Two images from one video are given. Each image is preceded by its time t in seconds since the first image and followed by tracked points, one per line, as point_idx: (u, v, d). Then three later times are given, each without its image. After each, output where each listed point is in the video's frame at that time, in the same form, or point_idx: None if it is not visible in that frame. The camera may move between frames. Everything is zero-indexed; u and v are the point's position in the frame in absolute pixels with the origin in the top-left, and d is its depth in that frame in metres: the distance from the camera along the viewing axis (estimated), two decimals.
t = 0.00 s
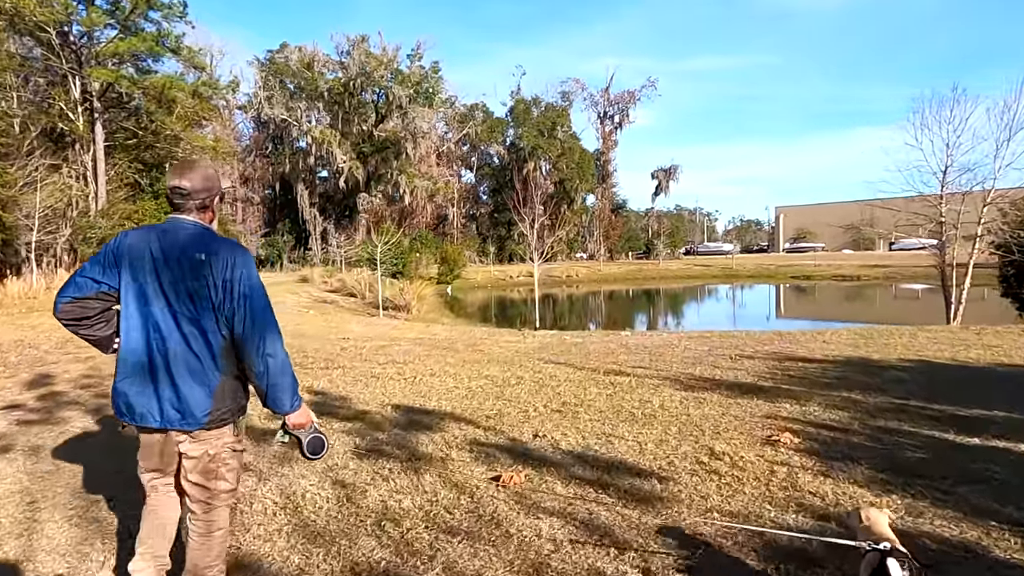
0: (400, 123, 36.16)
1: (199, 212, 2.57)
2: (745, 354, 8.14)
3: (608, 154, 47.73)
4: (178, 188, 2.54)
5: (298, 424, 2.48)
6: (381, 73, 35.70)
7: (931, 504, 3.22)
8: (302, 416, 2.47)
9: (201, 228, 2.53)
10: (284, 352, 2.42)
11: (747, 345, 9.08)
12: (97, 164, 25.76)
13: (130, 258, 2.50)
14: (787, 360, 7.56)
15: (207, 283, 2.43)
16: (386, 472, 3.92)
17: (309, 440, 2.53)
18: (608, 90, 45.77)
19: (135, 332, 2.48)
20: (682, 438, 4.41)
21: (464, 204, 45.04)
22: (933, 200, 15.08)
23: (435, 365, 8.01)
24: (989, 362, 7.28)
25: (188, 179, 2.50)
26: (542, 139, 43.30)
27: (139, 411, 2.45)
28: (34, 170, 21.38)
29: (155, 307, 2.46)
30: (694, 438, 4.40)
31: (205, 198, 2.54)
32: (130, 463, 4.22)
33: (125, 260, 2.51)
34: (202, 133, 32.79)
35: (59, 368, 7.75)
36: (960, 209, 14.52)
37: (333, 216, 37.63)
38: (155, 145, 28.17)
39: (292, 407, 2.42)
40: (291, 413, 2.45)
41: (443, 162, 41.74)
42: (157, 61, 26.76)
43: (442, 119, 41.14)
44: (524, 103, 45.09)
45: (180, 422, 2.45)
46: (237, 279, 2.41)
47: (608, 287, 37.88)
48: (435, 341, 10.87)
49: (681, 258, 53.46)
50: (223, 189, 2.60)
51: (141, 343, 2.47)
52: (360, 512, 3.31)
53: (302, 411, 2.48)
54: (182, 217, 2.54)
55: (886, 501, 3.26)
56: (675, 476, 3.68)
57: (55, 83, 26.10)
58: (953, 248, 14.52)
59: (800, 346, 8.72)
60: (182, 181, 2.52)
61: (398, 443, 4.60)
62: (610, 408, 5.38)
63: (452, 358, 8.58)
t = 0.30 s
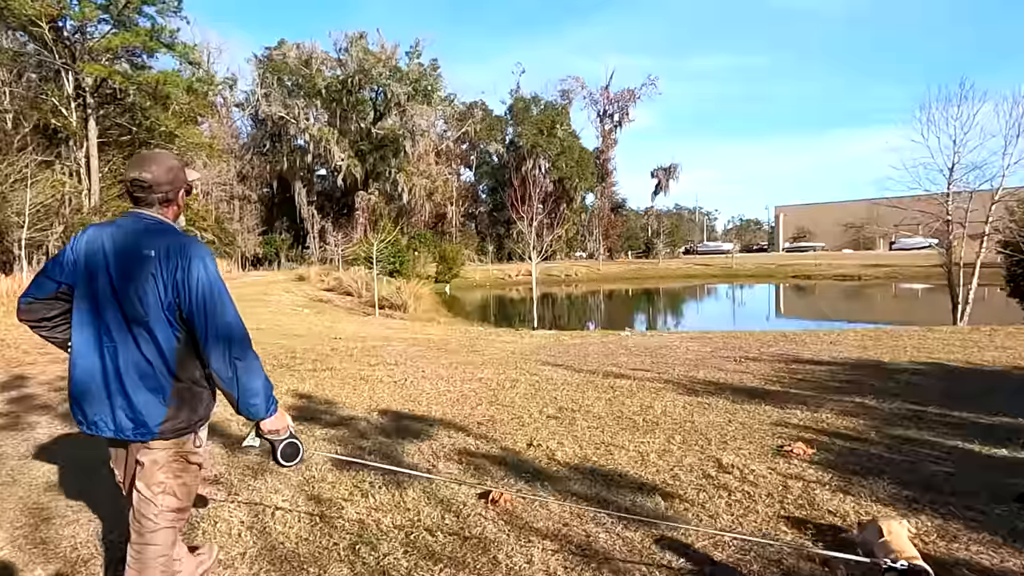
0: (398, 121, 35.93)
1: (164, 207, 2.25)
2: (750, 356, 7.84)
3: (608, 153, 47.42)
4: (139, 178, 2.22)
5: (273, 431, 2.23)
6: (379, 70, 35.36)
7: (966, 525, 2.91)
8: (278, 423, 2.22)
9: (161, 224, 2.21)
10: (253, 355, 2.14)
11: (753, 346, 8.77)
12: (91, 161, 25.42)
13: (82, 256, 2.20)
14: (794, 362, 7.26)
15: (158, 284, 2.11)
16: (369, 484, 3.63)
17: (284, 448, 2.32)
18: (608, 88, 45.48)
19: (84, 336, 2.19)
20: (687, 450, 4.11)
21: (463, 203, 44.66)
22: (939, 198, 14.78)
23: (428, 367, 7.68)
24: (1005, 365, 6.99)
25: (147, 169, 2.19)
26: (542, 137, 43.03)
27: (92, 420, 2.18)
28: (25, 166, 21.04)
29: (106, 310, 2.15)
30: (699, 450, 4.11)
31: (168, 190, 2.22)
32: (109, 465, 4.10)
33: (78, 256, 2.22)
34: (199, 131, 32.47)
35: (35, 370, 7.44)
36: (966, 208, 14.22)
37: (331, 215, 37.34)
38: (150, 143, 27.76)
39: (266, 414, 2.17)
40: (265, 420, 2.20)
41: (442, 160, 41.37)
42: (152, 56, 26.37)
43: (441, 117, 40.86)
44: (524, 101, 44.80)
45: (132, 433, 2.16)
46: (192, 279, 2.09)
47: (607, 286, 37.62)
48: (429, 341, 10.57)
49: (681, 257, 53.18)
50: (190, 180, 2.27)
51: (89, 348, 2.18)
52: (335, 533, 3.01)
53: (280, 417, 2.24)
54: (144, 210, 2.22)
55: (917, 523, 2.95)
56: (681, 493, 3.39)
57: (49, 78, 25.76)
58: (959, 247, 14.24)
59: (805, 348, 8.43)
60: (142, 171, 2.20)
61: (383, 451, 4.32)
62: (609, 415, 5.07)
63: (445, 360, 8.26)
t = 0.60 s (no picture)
0: (396, 119, 35.66)
1: (116, 212, 2.04)
2: (754, 362, 7.56)
3: (606, 153, 47.14)
4: (89, 181, 2.01)
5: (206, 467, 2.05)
6: (376, 68, 35.06)
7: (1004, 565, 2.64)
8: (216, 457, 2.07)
9: (108, 232, 2.00)
10: (190, 374, 1.96)
11: (755, 352, 8.49)
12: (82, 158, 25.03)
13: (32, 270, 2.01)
14: (800, 370, 6.97)
15: (105, 301, 1.92)
16: (348, 509, 3.33)
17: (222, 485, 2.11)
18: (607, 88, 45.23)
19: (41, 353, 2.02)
20: (692, 471, 3.83)
21: (461, 202, 44.29)
22: (944, 199, 14.51)
23: (419, 373, 7.38)
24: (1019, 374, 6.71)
25: (96, 171, 1.98)
26: (540, 136, 42.76)
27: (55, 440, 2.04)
28: (14, 163, 20.67)
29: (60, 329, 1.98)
30: (704, 470, 3.85)
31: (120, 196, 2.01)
32: (77, 477, 3.91)
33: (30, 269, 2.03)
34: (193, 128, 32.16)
35: (10, 376, 7.14)
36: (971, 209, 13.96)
37: (328, 213, 36.98)
38: (142, 140, 27.31)
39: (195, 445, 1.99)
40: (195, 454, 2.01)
41: (439, 159, 41.04)
42: (145, 52, 25.98)
43: (439, 116, 40.57)
44: (522, 100, 44.53)
45: (94, 451, 2.00)
46: (137, 293, 1.90)
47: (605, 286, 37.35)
48: (422, 344, 10.27)
49: (679, 257, 52.92)
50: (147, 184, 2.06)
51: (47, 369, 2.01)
52: (306, 570, 2.73)
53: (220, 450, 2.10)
54: (95, 218, 2.02)
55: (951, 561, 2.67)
56: (688, 522, 3.12)
57: (40, 74, 25.34)
58: (964, 249, 13.96)
59: (810, 354, 8.15)
60: (92, 174, 1.99)
61: (366, 469, 4.02)
62: (609, 429, 4.78)
63: (437, 365, 7.96)
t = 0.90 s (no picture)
0: (390, 118, 35.33)
1: (34, 192, 1.80)
2: (751, 365, 7.28)
3: (602, 152, 46.82)
4: None
5: (110, 480, 1.77)
6: (371, 65, 34.71)
7: None
8: (120, 469, 1.78)
9: (19, 214, 1.75)
10: (94, 384, 1.68)
11: (753, 355, 8.20)
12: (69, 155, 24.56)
13: None
14: (799, 373, 6.71)
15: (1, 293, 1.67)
16: (310, 532, 3.04)
17: (130, 504, 1.81)
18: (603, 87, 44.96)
19: None
20: (686, 485, 3.56)
21: (457, 201, 43.89)
22: (944, 199, 14.26)
23: (402, 376, 7.08)
24: None
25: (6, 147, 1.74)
26: (535, 136, 42.48)
27: None
28: None
29: None
30: (700, 483, 3.58)
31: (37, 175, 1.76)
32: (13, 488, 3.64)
33: None
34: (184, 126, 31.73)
35: None
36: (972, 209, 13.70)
37: (321, 212, 36.58)
38: (131, 137, 26.80)
39: (96, 457, 1.72)
40: (99, 466, 1.74)
41: (434, 158, 40.65)
42: (133, 48, 25.51)
43: (433, 115, 40.22)
44: (518, 99, 44.22)
45: None
46: (32, 279, 1.64)
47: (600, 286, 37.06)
48: (409, 345, 9.95)
49: (675, 257, 52.68)
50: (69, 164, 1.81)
51: None
52: None
53: (128, 461, 1.80)
54: (7, 200, 1.77)
55: None
56: (680, 545, 2.83)
57: (26, 69, 24.84)
58: (964, 249, 13.70)
59: (809, 357, 7.88)
60: (5, 151, 1.75)
61: (334, 483, 3.73)
62: (598, 437, 4.50)
63: (422, 367, 7.67)
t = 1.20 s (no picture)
0: (382, 116, 34.97)
1: None
2: (744, 372, 7.01)
3: (595, 152, 46.63)
4: None
5: (23, 527, 1.44)
6: (362, 63, 34.40)
7: None
8: (39, 514, 1.46)
9: None
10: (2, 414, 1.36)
11: (748, 360, 7.92)
12: (53, 154, 24.08)
13: None
14: (796, 381, 6.44)
15: None
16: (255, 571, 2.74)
17: (48, 555, 1.51)
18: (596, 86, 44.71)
19: None
20: (676, 511, 3.27)
21: (449, 200, 43.57)
22: (940, 198, 14.03)
23: (382, 384, 6.78)
24: None
25: None
26: (528, 135, 42.19)
27: None
28: None
29: None
30: (692, 508, 3.31)
31: None
32: None
33: None
34: (173, 124, 31.31)
35: None
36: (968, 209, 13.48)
37: (312, 212, 36.16)
38: (117, 135, 26.35)
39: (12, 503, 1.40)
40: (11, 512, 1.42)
41: (426, 157, 40.32)
42: (119, 45, 25.04)
43: (426, 113, 39.89)
44: (510, 98, 43.92)
45: None
46: None
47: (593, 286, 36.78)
48: (393, 349, 9.63)
49: (668, 257, 52.50)
50: None
51: None
52: None
53: (49, 504, 1.50)
54: None
55: None
56: None
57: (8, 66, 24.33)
58: (961, 250, 13.48)
59: (805, 363, 7.61)
60: None
61: (294, 508, 3.44)
62: (582, 454, 4.22)
63: (404, 374, 7.36)
